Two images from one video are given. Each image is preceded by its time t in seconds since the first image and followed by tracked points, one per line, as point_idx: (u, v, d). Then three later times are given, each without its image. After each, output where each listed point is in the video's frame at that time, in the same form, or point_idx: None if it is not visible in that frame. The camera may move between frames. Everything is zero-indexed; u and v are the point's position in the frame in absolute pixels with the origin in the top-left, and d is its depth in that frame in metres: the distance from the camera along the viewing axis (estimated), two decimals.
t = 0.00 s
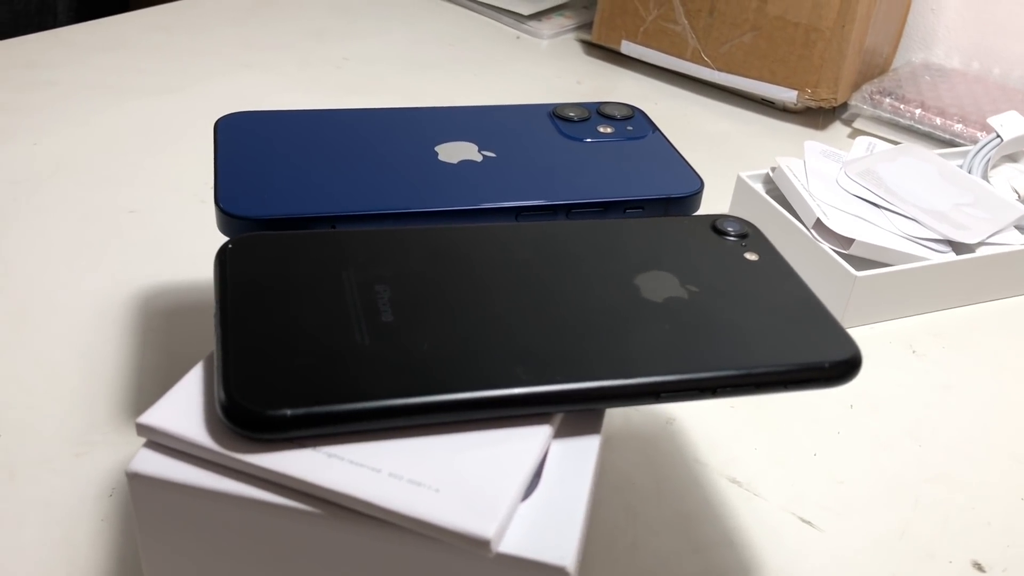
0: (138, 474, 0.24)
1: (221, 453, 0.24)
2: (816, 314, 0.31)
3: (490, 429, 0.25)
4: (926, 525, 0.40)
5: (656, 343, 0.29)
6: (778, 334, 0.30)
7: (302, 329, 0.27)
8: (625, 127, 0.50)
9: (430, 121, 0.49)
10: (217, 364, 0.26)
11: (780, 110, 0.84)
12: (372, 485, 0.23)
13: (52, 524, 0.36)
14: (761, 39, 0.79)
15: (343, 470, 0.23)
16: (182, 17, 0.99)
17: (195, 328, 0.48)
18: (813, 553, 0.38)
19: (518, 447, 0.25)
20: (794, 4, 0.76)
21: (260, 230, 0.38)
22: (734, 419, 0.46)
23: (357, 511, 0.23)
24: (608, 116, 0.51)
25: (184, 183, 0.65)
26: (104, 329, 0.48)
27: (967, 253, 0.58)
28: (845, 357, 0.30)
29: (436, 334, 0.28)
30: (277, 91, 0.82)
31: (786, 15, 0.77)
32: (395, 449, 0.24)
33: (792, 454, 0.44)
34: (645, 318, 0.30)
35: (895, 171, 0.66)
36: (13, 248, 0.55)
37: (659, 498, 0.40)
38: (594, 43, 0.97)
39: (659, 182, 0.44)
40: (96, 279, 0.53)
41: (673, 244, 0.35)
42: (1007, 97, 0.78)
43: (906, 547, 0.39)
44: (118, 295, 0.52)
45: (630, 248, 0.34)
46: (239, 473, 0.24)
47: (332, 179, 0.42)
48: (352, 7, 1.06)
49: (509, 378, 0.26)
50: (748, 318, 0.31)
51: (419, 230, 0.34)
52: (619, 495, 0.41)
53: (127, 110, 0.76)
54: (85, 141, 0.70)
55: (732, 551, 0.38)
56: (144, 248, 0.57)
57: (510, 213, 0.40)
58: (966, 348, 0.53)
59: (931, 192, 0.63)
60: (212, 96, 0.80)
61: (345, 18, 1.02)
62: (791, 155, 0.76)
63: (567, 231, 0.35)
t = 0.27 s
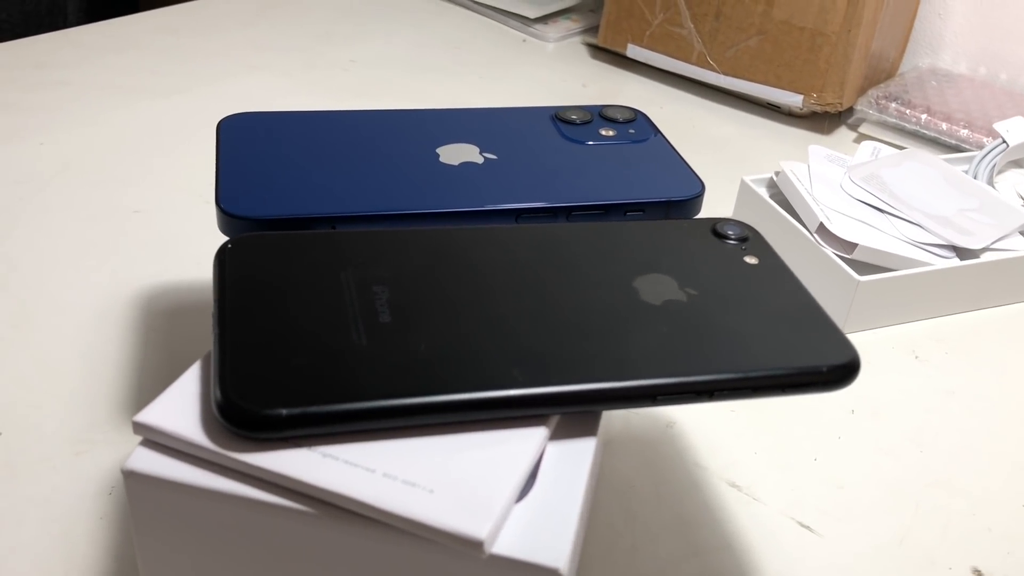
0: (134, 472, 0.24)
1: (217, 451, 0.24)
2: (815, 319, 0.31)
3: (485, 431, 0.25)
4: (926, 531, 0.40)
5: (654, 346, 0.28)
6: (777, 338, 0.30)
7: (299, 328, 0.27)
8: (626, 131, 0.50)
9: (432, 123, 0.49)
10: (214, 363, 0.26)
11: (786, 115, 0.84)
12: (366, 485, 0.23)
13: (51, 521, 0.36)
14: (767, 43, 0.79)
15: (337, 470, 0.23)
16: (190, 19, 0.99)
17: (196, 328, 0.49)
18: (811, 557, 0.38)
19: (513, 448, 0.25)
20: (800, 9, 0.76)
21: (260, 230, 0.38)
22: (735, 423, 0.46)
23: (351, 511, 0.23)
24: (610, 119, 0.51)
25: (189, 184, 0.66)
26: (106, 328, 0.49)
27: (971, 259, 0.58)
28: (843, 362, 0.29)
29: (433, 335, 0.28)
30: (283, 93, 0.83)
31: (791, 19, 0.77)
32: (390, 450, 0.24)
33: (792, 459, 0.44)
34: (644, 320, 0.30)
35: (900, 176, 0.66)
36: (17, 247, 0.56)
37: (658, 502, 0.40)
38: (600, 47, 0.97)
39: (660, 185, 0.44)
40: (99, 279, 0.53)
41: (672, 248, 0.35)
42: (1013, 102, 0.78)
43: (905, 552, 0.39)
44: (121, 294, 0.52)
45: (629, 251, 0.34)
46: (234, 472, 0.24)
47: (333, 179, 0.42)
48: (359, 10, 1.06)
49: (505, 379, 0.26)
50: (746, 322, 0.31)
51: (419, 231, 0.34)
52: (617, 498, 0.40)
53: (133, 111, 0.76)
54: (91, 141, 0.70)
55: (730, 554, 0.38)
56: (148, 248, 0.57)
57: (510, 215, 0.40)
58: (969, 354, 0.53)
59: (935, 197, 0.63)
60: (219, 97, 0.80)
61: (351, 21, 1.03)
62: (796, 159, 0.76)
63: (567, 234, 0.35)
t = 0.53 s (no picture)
0: (129, 470, 0.24)
1: (210, 450, 0.24)
2: (812, 322, 0.31)
3: (479, 432, 0.25)
4: (925, 536, 0.40)
5: (649, 348, 0.28)
6: (773, 341, 0.30)
7: (295, 328, 0.27)
8: (627, 133, 0.50)
9: (433, 124, 0.49)
10: (209, 362, 0.26)
11: (791, 118, 0.84)
12: (358, 484, 0.23)
13: (49, 519, 0.37)
14: (772, 46, 0.79)
15: (329, 469, 0.23)
16: (196, 20, 1.00)
17: (197, 328, 0.49)
18: (808, 561, 0.38)
19: (507, 449, 0.25)
20: (805, 13, 0.76)
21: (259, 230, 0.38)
22: (734, 426, 0.46)
23: (343, 510, 0.23)
24: (611, 122, 0.51)
25: (192, 185, 0.66)
26: (107, 327, 0.49)
27: (974, 263, 0.58)
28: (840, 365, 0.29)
29: (428, 336, 0.28)
30: (288, 94, 0.83)
31: (796, 23, 0.77)
32: (383, 449, 0.24)
33: (791, 463, 0.44)
34: (640, 323, 0.30)
35: (904, 180, 0.66)
36: (21, 246, 0.56)
37: (655, 505, 0.40)
38: (605, 50, 0.97)
39: (659, 188, 0.44)
40: (101, 278, 0.54)
41: (670, 250, 0.35)
42: (1019, 107, 0.78)
43: (903, 557, 0.38)
44: (123, 294, 0.52)
45: (626, 253, 0.34)
46: (228, 470, 0.24)
47: (332, 180, 0.42)
48: (365, 12, 1.07)
49: (499, 380, 0.26)
50: (743, 324, 0.30)
51: (416, 232, 0.34)
52: (615, 500, 0.40)
53: (139, 112, 0.77)
54: (96, 142, 0.71)
55: (726, 558, 0.38)
56: (150, 248, 0.57)
57: (508, 216, 0.40)
58: (971, 359, 0.53)
59: (939, 201, 0.63)
60: (225, 99, 0.81)
61: (357, 23, 1.03)
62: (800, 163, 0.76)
63: (564, 235, 0.35)
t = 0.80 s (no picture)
0: (124, 468, 0.24)
1: (203, 448, 0.24)
2: (809, 325, 0.31)
3: (472, 432, 0.25)
4: (924, 541, 0.39)
5: (644, 350, 0.28)
6: (769, 344, 0.29)
7: (290, 328, 0.27)
8: (627, 135, 0.50)
9: (433, 125, 0.50)
10: (203, 362, 0.26)
11: (796, 121, 0.84)
12: (350, 484, 0.23)
13: (48, 517, 0.37)
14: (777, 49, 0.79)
15: (322, 469, 0.23)
16: (202, 22, 1.00)
17: (198, 328, 0.49)
18: (805, 565, 0.38)
19: (500, 450, 0.25)
20: (809, 16, 0.76)
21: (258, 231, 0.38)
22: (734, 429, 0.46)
23: (335, 510, 0.23)
24: (611, 124, 0.51)
25: (196, 186, 0.66)
26: (108, 327, 0.49)
27: (978, 267, 0.57)
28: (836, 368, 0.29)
29: (423, 336, 0.28)
30: (294, 96, 0.83)
31: (801, 26, 0.77)
32: (376, 450, 0.24)
33: (790, 466, 0.44)
34: (635, 324, 0.30)
35: (907, 184, 0.66)
36: (24, 246, 0.56)
37: (653, 507, 0.40)
38: (610, 53, 0.97)
39: (659, 189, 0.44)
40: (104, 278, 0.54)
41: (667, 252, 0.35)
42: None
43: (901, 562, 0.38)
44: (125, 293, 0.52)
45: (624, 255, 0.34)
46: (221, 469, 0.24)
47: (332, 181, 0.42)
48: (370, 15, 1.07)
49: (492, 381, 0.26)
50: (739, 326, 0.30)
51: (414, 233, 0.34)
52: (613, 503, 0.40)
53: (144, 113, 0.77)
54: (101, 142, 0.71)
55: (724, 561, 0.38)
56: (153, 248, 0.57)
57: (506, 217, 0.40)
58: (974, 363, 0.53)
59: (942, 205, 0.63)
60: (230, 100, 0.81)
61: (362, 25, 1.03)
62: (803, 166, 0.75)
63: (562, 237, 0.35)
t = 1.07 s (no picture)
0: (118, 464, 0.24)
1: (197, 445, 0.24)
2: (808, 325, 0.31)
3: (466, 431, 0.25)
4: (925, 544, 0.39)
5: (641, 349, 0.28)
6: (767, 343, 0.29)
7: (285, 325, 0.27)
8: (629, 134, 0.50)
9: (434, 124, 0.50)
10: (198, 358, 0.26)
11: (802, 122, 0.83)
12: (343, 481, 0.23)
13: (46, 515, 0.37)
14: (783, 50, 0.78)
15: (315, 466, 0.23)
16: (209, 22, 1.00)
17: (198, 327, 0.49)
18: (804, 567, 0.38)
19: (494, 448, 0.25)
20: (816, 17, 0.75)
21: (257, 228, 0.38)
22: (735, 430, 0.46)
23: (327, 507, 0.23)
24: (613, 123, 0.51)
25: (201, 185, 0.66)
26: (110, 325, 0.49)
27: (984, 269, 0.57)
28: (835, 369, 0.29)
29: (418, 334, 0.28)
30: (299, 96, 0.83)
31: (807, 27, 0.76)
32: (370, 447, 0.24)
33: (792, 468, 0.43)
34: (632, 324, 0.30)
35: (912, 186, 0.65)
36: (28, 244, 0.56)
37: (652, 509, 0.40)
38: (616, 53, 0.97)
39: (659, 188, 0.43)
40: (106, 277, 0.54)
41: (666, 251, 0.35)
42: None
43: (901, 565, 0.38)
44: (127, 292, 0.52)
45: (623, 254, 0.34)
46: (215, 466, 0.24)
47: (331, 179, 0.42)
48: (377, 15, 1.07)
49: (487, 380, 0.26)
50: (737, 326, 0.30)
51: (412, 232, 0.34)
52: (612, 504, 0.40)
53: (150, 113, 0.77)
54: (107, 142, 0.71)
55: (723, 562, 0.38)
56: (156, 247, 0.57)
57: (506, 216, 0.40)
58: (979, 366, 0.52)
59: (948, 206, 0.63)
60: (236, 100, 0.81)
61: (368, 26, 1.03)
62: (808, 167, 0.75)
63: (561, 236, 0.35)
